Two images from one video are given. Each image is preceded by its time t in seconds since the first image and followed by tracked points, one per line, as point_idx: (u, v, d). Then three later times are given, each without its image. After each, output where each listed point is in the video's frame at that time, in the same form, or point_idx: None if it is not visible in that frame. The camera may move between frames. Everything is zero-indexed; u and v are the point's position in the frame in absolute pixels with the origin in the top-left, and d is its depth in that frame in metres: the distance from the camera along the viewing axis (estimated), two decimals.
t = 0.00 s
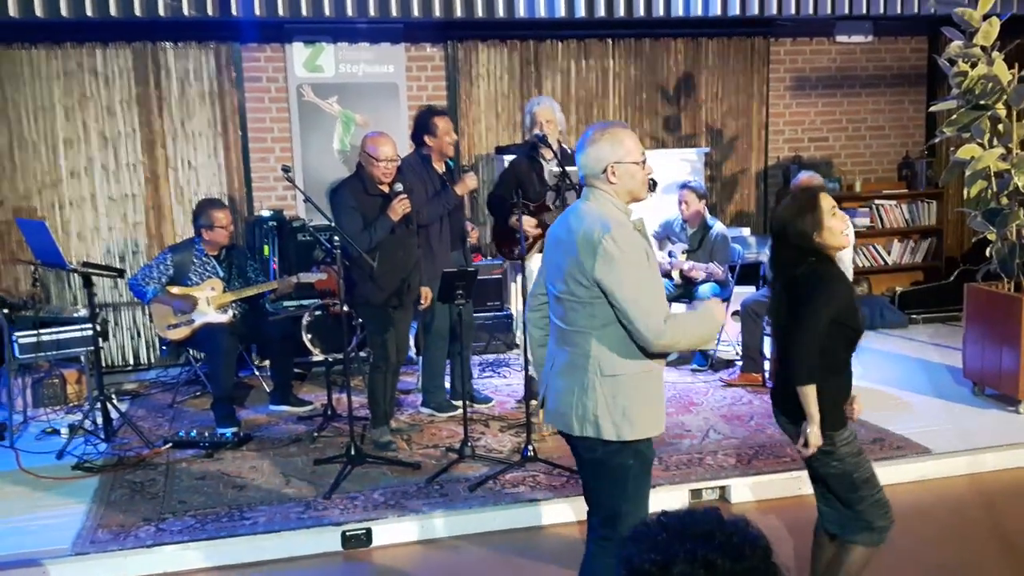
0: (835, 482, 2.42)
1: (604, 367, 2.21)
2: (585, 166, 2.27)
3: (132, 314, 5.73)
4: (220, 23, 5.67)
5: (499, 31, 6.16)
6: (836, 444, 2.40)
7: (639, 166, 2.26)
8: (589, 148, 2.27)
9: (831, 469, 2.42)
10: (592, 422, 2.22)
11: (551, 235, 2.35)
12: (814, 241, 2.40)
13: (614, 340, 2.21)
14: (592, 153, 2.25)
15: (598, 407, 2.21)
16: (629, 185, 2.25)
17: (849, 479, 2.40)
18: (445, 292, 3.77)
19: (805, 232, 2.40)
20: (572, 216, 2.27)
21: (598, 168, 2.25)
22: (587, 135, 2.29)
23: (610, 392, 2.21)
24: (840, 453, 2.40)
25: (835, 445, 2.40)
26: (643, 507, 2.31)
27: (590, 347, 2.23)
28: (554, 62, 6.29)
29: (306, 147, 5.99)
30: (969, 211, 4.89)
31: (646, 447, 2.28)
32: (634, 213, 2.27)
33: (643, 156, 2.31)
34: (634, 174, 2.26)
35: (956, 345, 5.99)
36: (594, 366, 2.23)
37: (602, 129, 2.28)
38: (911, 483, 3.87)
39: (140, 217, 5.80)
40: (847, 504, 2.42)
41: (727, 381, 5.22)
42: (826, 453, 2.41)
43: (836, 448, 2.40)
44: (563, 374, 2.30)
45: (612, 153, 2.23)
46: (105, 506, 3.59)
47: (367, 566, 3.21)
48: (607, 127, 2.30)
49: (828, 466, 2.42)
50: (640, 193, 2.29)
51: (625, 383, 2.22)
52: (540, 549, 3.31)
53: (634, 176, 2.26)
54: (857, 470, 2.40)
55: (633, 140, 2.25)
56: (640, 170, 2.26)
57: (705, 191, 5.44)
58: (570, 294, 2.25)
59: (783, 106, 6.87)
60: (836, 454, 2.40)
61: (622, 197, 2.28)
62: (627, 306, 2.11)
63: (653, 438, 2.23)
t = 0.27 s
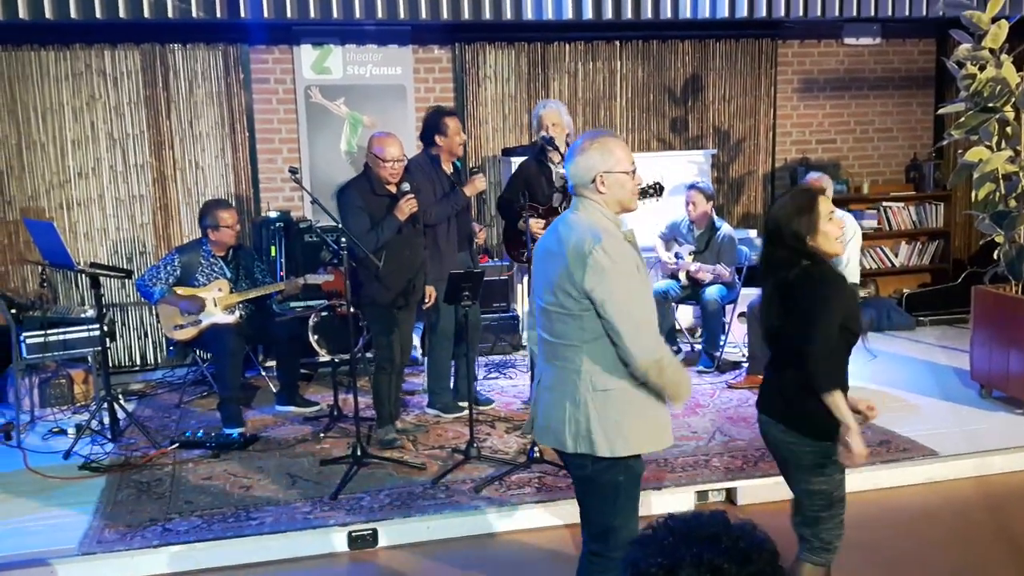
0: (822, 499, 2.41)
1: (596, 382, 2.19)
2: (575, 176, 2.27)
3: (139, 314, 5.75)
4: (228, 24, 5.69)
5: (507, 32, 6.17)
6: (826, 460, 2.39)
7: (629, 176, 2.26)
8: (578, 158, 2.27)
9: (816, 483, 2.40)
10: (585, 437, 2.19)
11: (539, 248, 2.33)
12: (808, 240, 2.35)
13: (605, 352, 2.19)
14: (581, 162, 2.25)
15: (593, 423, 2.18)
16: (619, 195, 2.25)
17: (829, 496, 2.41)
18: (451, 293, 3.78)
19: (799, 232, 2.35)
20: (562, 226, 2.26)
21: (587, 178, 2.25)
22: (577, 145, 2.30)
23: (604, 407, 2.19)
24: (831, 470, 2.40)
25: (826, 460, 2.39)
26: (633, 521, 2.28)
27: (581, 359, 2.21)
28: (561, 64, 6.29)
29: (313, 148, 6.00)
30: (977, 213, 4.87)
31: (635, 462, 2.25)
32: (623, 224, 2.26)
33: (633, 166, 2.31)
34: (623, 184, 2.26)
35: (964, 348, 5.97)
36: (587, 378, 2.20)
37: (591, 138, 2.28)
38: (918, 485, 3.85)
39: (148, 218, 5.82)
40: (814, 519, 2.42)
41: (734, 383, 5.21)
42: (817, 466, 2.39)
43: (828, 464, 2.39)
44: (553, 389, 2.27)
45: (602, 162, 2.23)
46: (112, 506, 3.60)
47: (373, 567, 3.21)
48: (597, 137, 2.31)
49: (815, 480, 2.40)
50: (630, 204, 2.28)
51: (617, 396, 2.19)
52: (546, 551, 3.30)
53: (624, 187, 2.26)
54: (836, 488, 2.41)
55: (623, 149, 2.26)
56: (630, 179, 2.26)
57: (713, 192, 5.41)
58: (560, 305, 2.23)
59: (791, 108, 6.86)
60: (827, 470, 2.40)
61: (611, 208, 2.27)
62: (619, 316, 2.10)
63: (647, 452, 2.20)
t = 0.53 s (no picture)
0: (823, 509, 2.44)
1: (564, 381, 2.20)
2: (562, 176, 2.26)
3: (149, 314, 5.77)
4: (236, 25, 5.71)
5: (514, 31, 6.17)
6: (820, 472, 2.41)
7: (616, 176, 2.26)
8: (566, 156, 2.26)
9: (813, 496, 2.44)
10: (553, 434, 2.21)
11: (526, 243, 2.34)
12: (791, 250, 2.36)
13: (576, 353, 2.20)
14: (569, 161, 2.25)
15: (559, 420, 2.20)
16: (606, 195, 2.25)
17: (828, 507, 2.44)
18: (460, 292, 3.78)
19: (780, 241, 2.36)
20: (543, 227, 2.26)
21: (575, 177, 2.24)
22: (564, 144, 2.29)
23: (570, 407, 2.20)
24: (828, 480, 2.42)
25: (821, 473, 2.41)
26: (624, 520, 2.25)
27: (552, 357, 2.22)
28: (568, 62, 6.29)
29: (321, 148, 6.01)
30: (986, 210, 4.85)
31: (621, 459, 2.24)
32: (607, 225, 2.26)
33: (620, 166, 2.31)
34: (610, 184, 2.26)
35: (974, 345, 5.95)
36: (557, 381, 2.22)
37: (580, 138, 2.28)
38: (928, 483, 3.84)
39: (157, 218, 5.84)
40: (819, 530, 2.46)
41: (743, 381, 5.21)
42: (811, 480, 2.42)
43: (822, 477, 2.41)
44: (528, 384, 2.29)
45: (590, 162, 2.23)
46: (123, 506, 3.62)
47: (383, 565, 3.22)
48: (585, 137, 2.30)
49: (811, 493, 2.43)
50: (615, 205, 2.29)
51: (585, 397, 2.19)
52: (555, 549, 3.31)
53: (610, 187, 2.26)
54: (835, 499, 2.43)
55: (611, 150, 2.26)
56: (617, 180, 2.27)
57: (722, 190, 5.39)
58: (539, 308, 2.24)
59: (799, 105, 6.84)
60: (824, 481, 2.41)
61: (597, 208, 2.27)
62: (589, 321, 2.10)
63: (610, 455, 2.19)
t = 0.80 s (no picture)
0: (805, 503, 2.39)
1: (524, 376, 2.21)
2: (540, 170, 2.26)
3: (154, 312, 5.78)
4: (241, 22, 5.71)
5: (518, 28, 6.16)
6: (804, 462, 2.37)
7: (594, 170, 2.27)
8: (545, 150, 2.25)
9: (798, 487, 2.40)
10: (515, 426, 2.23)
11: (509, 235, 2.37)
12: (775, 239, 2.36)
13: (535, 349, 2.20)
14: (549, 154, 2.24)
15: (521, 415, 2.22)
16: (585, 189, 2.25)
17: (812, 501, 2.38)
18: (465, 290, 3.78)
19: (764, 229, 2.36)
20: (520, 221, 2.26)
21: (554, 171, 2.24)
22: (543, 138, 2.29)
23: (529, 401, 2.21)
24: (809, 472, 2.37)
25: (804, 464, 2.37)
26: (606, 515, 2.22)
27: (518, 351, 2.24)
28: (573, 59, 6.28)
29: (326, 145, 6.01)
30: (992, 207, 4.83)
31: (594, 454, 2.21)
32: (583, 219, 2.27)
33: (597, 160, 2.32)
34: (590, 178, 2.26)
35: (979, 342, 5.93)
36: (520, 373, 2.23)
37: (559, 133, 2.28)
38: (934, 481, 3.83)
39: (162, 216, 5.85)
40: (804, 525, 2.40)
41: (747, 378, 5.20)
42: (795, 470, 2.39)
43: (805, 468, 2.38)
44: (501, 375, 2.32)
45: (570, 155, 2.23)
46: (128, 503, 3.63)
47: (387, 563, 3.22)
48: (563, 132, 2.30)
49: (795, 484, 2.40)
50: (592, 199, 2.30)
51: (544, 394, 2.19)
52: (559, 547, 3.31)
53: (590, 180, 2.27)
54: (819, 493, 2.38)
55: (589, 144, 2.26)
56: (595, 174, 2.27)
57: (727, 187, 5.37)
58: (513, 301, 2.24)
59: (804, 102, 6.82)
60: (807, 472, 2.37)
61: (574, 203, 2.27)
62: (544, 320, 2.08)
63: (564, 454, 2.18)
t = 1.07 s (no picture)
0: (803, 511, 2.35)
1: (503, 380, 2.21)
2: (527, 176, 2.25)
3: (157, 308, 5.79)
4: (244, 19, 5.71)
5: (521, 26, 6.16)
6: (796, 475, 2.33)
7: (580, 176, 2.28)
8: (530, 156, 2.26)
9: (791, 500, 2.35)
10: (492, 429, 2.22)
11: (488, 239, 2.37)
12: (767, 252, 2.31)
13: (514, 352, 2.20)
14: (536, 160, 2.24)
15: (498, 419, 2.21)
16: (572, 195, 2.26)
17: (810, 510, 2.34)
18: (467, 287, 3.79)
19: (753, 239, 2.31)
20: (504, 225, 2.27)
21: (541, 177, 2.24)
22: (529, 143, 2.29)
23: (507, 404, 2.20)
24: (801, 486, 2.33)
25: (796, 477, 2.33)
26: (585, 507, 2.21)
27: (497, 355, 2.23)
28: (576, 57, 6.28)
29: (328, 142, 6.01)
30: (995, 206, 4.82)
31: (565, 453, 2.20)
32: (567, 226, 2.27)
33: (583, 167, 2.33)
34: (575, 185, 2.27)
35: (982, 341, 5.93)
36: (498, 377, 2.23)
37: (546, 138, 2.28)
38: (936, 480, 3.83)
39: (165, 213, 5.86)
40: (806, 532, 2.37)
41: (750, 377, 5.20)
42: (785, 484, 2.34)
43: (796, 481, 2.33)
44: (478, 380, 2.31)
45: (558, 162, 2.24)
46: (131, 499, 3.64)
47: (390, 560, 3.23)
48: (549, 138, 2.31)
49: (787, 496, 2.35)
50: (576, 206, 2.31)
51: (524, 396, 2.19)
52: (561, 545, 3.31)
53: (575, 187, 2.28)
54: (815, 503, 2.34)
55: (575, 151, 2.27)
56: (581, 181, 2.28)
57: (729, 186, 5.37)
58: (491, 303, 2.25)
59: (808, 100, 6.81)
60: (798, 485, 2.33)
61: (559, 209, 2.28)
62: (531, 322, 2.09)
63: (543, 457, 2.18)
